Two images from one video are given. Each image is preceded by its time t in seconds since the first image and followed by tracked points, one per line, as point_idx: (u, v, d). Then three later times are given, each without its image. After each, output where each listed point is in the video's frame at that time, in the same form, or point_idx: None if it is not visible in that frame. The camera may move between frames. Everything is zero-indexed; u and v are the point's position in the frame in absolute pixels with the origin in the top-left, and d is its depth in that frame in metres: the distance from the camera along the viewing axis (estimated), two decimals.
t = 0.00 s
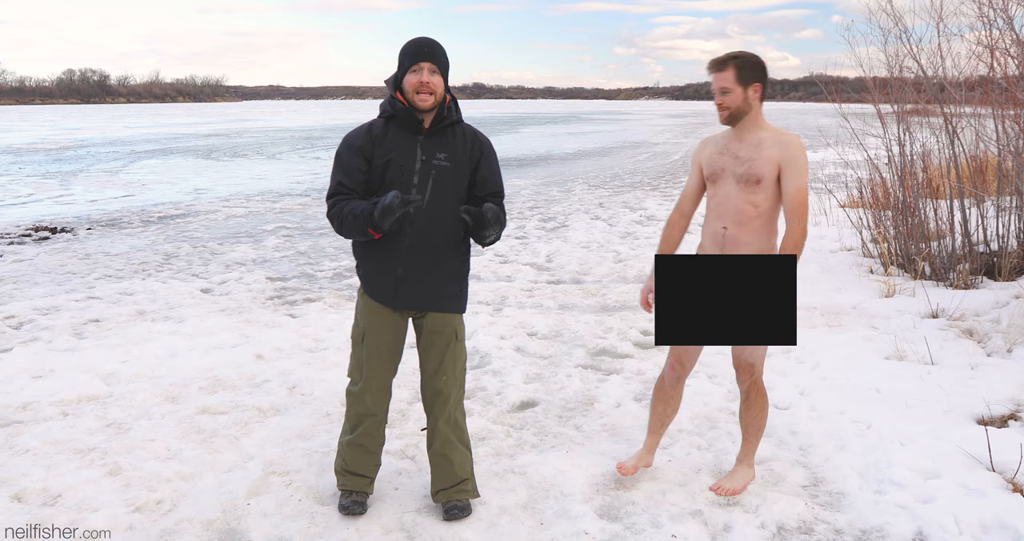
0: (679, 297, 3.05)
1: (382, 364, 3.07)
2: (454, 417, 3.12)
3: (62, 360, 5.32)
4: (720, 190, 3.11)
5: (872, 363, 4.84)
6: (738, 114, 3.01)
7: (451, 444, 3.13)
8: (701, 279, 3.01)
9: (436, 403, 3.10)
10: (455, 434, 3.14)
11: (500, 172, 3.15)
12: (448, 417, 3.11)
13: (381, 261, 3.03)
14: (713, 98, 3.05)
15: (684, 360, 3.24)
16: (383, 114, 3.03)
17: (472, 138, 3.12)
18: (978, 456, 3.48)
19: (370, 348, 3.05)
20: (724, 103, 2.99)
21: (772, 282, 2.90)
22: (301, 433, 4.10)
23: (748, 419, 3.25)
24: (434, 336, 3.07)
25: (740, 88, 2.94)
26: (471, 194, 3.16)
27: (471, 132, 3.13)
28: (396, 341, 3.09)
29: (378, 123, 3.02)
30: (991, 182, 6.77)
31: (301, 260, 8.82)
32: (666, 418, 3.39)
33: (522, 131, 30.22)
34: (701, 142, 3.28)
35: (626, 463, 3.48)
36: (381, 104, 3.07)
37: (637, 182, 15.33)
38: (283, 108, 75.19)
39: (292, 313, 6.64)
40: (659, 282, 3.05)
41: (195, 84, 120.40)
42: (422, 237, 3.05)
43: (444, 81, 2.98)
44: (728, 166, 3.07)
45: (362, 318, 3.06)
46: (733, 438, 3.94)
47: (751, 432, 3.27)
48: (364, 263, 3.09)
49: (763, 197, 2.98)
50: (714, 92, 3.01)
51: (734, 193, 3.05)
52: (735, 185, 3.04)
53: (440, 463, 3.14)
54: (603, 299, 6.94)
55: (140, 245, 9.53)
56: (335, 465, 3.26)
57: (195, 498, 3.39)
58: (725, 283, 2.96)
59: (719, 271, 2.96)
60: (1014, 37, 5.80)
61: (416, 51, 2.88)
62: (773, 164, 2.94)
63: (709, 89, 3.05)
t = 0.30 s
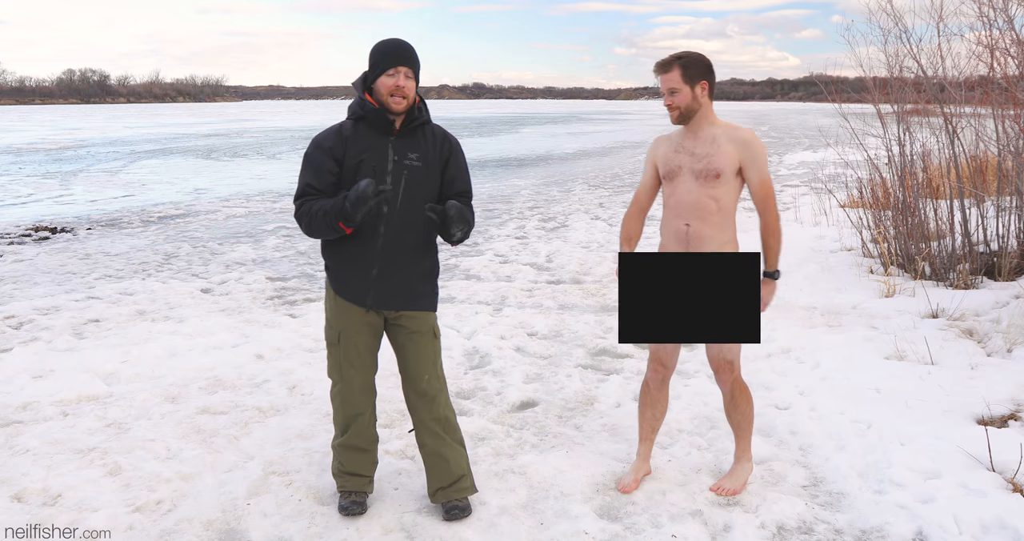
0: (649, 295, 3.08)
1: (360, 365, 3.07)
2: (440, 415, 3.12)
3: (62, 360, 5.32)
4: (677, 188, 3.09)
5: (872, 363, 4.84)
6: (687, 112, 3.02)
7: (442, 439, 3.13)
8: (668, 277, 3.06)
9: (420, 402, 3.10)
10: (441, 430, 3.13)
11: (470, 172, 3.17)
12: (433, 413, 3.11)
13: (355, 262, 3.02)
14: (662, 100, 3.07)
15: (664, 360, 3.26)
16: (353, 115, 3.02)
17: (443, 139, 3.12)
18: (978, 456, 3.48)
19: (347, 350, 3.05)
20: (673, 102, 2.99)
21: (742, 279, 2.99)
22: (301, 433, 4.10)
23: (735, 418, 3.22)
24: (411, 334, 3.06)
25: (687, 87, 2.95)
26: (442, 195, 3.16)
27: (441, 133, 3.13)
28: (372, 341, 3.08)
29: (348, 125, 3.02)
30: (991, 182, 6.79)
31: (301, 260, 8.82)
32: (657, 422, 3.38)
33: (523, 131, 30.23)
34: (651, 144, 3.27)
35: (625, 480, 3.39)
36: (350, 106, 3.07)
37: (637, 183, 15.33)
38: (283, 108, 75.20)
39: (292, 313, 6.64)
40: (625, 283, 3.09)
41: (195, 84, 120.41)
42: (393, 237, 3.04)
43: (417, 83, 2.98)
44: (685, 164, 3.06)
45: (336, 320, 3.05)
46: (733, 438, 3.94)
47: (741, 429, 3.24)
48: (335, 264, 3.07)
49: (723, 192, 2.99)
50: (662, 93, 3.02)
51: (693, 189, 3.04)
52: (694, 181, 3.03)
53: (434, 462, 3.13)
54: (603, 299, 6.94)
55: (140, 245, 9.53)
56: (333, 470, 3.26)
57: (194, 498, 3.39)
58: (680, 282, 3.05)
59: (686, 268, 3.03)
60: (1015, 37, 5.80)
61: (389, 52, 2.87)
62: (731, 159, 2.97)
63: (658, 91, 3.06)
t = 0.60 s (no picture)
0: (638, 294, 3.05)
1: (349, 362, 3.07)
2: (434, 403, 3.18)
3: (62, 360, 5.32)
4: (661, 190, 3.08)
5: (872, 363, 4.84)
6: (674, 107, 3.03)
7: (441, 426, 3.19)
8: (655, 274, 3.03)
9: (415, 393, 3.15)
10: (438, 416, 3.19)
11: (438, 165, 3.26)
12: (428, 401, 3.16)
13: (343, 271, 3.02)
14: (643, 93, 3.02)
15: (657, 359, 3.26)
16: (328, 120, 2.97)
17: (412, 135, 3.17)
18: (978, 456, 3.48)
19: (335, 349, 3.05)
20: (663, 95, 2.97)
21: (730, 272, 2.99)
22: (301, 433, 4.10)
23: (729, 412, 3.26)
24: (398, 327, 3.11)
25: (674, 81, 2.98)
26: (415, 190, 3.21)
27: (409, 129, 3.18)
28: (359, 337, 3.10)
29: (324, 131, 2.96)
30: (991, 182, 6.80)
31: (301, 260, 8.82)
32: (654, 422, 3.38)
33: (523, 131, 30.23)
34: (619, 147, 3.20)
35: (627, 481, 3.39)
36: (319, 109, 3.00)
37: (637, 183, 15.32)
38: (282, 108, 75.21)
39: (292, 313, 6.64)
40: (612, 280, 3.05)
41: (195, 84, 120.41)
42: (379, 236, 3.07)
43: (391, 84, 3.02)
44: (668, 165, 3.06)
45: (323, 321, 3.04)
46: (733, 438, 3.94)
47: (733, 423, 3.28)
48: (322, 271, 3.04)
49: (707, 189, 3.06)
50: (646, 86, 2.98)
51: (679, 190, 3.05)
52: (679, 181, 3.04)
53: (436, 450, 3.18)
54: (603, 299, 6.94)
55: (140, 245, 9.53)
56: (331, 472, 3.25)
57: (194, 498, 3.39)
58: (669, 278, 3.01)
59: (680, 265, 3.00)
60: (1015, 37, 5.79)
61: (367, 56, 2.88)
62: (711, 156, 3.04)
63: (638, 84, 3.01)
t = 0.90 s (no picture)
0: (638, 293, 3.04)
1: (357, 363, 3.09)
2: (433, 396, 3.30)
3: (62, 359, 5.32)
4: (662, 192, 3.07)
5: (872, 363, 4.84)
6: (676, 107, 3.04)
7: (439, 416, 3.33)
8: (656, 275, 3.02)
9: (416, 388, 3.24)
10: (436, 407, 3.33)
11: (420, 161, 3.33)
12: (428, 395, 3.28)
13: (345, 275, 3.01)
14: (645, 91, 3.01)
15: (654, 360, 3.25)
16: (321, 121, 2.96)
17: (396, 133, 3.22)
18: (978, 456, 3.48)
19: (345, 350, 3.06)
20: (667, 94, 2.98)
21: (725, 271, 2.95)
22: (301, 433, 4.10)
23: (722, 412, 3.29)
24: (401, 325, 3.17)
25: (678, 82, 3.00)
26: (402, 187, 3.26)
27: (392, 127, 3.23)
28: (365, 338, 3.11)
29: (319, 133, 2.94)
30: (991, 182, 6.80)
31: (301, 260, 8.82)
32: (653, 421, 3.38)
33: (522, 131, 30.23)
34: (615, 146, 3.19)
35: (627, 482, 3.39)
36: (308, 111, 2.98)
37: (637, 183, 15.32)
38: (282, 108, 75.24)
39: (292, 313, 6.64)
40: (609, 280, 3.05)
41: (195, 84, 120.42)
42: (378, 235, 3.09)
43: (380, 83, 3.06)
44: (668, 166, 3.06)
45: (330, 324, 3.03)
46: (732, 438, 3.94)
47: (725, 423, 3.31)
48: (326, 275, 3.01)
49: (704, 190, 3.08)
50: (652, 84, 2.97)
51: (678, 191, 3.05)
52: (681, 182, 3.05)
53: (437, 440, 3.31)
54: (603, 299, 6.93)
55: (140, 245, 9.53)
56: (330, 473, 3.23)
57: (194, 498, 3.39)
58: (673, 278, 2.99)
59: (679, 265, 2.97)
60: (1014, 37, 5.79)
61: (358, 56, 2.91)
62: (709, 156, 3.09)
63: (641, 81, 3.00)
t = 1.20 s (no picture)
0: (640, 295, 3.05)
1: (364, 364, 3.09)
2: (438, 393, 3.30)
3: (62, 359, 5.32)
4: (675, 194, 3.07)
5: (872, 363, 4.84)
6: (691, 108, 3.00)
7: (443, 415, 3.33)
8: (658, 278, 3.04)
9: (421, 385, 3.25)
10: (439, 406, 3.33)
11: (417, 158, 3.35)
12: (432, 394, 3.28)
13: (357, 276, 3.01)
14: (661, 89, 2.97)
15: (658, 361, 3.26)
16: (327, 123, 2.94)
17: (395, 131, 3.24)
18: (978, 456, 3.48)
19: (352, 351, 3.05)
20: (683, 94, 2.95)
21: (726, 274, 2.98)
22: (301, 433, 4.10)
23: (721, 416, 3.29)
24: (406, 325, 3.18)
25: (695, 84, 2.96)
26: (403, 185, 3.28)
27: (391, 126, 3.24)
28: (372, 339, 3.11)
29: (326, 135, 2.92)
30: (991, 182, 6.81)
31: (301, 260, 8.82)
32: (654, 422, 3.38)
33: (523, 131, 30.24)
34: (627, 143, 3.18)
35: (627, 482, 3.39)
36: (311, 113, 2.96)
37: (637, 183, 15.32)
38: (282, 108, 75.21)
39: (292, 313, 6.64)
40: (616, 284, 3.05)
41: (195, 84, 120.41)
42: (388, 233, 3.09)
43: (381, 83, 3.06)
44: (678, 167, 3.04)
45: (338, 325, 3.02)
46: (732, 438, 3.94)
47: (723, 427, 3.32)
48: (340, 278, 3.01)
49: (715, 193, 3.06)
50: (668, 82, 2.93)
51: (687, 193, 3.04)
52: (693, 185, 3.04)
53: (441, 439, 3.31)
54: (603, 299, 6.93)
55: (140, 245, 9.53)
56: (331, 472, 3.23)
57: (194, 498, 3.39)
58: (684, 283, 3.02)
59: (682, 267, 3.00)
60: (1014, 37, 5.79)
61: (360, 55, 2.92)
62: (723, 157, 3.07)
63: (658, 80, 2.96)
